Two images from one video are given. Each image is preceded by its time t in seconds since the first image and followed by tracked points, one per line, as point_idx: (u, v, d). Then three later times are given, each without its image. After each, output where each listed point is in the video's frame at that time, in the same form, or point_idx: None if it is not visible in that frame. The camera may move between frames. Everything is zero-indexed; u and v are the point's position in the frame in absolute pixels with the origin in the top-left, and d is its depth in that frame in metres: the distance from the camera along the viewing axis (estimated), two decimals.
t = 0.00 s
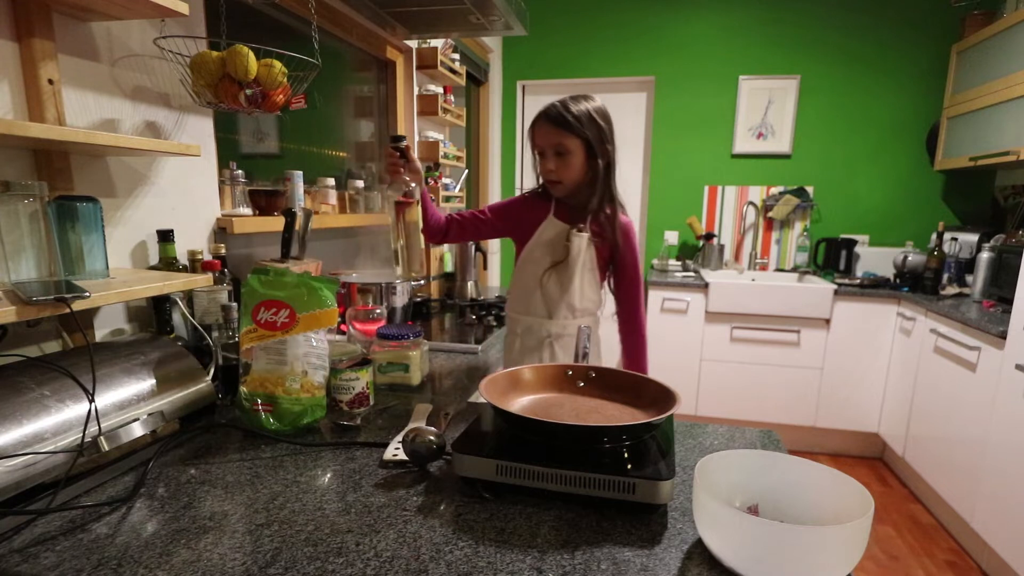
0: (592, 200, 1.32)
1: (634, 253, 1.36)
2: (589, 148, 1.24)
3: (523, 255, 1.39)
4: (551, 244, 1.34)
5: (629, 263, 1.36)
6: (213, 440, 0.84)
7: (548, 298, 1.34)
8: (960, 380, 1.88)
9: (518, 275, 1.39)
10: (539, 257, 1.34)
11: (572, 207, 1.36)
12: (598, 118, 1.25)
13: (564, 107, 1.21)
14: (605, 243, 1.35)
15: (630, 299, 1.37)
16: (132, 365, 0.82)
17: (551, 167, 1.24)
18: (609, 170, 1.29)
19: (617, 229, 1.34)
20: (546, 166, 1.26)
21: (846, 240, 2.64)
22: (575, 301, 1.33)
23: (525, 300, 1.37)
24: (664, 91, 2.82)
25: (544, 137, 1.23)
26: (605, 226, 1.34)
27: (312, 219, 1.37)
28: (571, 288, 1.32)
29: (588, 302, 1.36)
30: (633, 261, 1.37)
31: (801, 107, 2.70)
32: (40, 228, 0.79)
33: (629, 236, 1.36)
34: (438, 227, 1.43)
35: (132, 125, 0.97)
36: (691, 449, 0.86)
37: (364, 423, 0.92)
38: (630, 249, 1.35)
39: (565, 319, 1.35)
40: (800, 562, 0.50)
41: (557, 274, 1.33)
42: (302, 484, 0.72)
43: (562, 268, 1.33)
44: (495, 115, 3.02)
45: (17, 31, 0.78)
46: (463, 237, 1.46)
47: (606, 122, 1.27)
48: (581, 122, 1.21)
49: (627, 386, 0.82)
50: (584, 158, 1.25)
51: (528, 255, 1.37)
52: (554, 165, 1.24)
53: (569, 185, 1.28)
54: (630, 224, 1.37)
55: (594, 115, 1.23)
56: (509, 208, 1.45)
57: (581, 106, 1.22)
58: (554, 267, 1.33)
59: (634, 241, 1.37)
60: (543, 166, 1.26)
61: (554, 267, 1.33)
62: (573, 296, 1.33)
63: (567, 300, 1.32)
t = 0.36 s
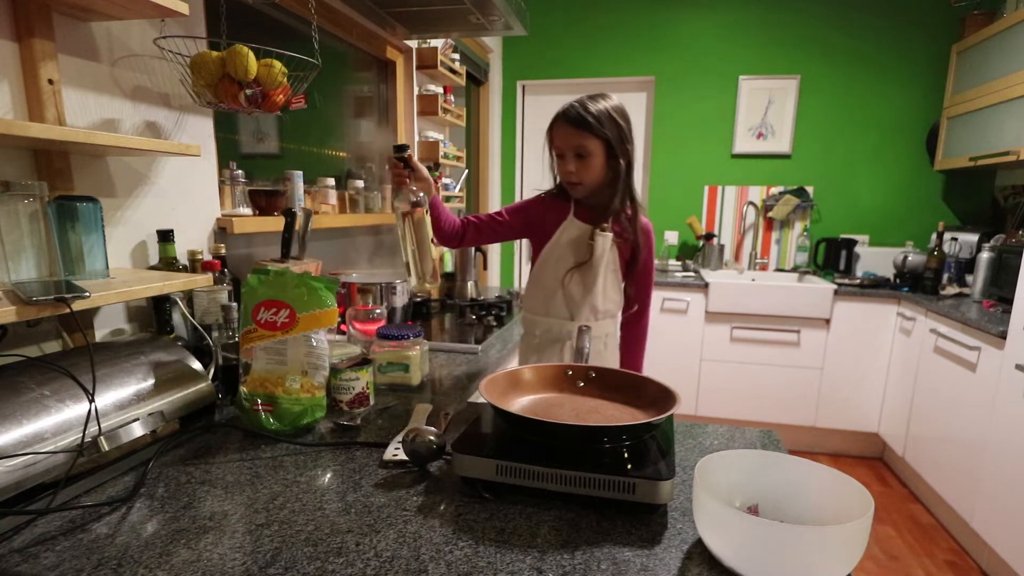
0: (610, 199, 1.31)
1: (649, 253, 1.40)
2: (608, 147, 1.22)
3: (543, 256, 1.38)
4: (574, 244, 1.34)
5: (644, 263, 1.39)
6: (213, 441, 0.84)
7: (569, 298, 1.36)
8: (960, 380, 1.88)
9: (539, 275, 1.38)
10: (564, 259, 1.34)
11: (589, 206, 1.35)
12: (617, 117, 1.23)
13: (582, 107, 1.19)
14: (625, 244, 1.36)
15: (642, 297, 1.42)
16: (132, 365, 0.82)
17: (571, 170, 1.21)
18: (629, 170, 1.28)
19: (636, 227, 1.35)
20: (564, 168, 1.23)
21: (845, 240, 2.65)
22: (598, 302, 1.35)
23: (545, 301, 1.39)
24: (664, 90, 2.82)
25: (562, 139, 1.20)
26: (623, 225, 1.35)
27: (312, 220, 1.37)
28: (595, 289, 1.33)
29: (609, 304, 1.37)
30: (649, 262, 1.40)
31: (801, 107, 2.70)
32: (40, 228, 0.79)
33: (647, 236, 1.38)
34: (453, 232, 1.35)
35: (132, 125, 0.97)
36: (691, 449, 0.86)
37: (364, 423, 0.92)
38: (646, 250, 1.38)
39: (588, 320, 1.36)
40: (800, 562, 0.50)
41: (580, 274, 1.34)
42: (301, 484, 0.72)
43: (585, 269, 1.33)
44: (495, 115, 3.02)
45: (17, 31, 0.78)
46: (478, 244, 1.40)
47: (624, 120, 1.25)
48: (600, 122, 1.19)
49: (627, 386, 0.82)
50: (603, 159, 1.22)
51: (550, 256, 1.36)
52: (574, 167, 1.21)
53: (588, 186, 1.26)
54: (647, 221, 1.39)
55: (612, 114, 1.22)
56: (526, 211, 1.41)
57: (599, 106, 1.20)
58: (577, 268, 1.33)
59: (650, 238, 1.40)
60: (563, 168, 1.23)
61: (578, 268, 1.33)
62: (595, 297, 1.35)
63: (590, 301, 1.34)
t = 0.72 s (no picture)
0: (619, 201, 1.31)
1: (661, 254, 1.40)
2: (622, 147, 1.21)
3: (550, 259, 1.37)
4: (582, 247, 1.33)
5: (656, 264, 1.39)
6: (213, 441, 0.84)
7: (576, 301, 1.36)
8: (960, 380, 1.88)
9: (546, 277, 1.38)
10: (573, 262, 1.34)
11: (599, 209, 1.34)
12: (629, 117, 1.22)
13: (595, 107, 1.18)
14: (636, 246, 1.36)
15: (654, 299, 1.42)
16: (132, 365, 0.82)
17: (583, 170, 1.20)
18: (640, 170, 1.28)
19: (646, 230, 1.36)
20: (575, 169, 1.22)
21: (846, 240, 2.65)
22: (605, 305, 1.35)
23: (552, 303, 1.39)
24: (664, 90, 2.82)
25: (575, 139, 1.20)
26: (632, 228, 1.34)
27: (312, 220, 1.38)
28: (603, 292, 1.33)
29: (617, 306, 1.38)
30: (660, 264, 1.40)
31: (801, 107, 2.70)
32: (40, 228, 0.79)
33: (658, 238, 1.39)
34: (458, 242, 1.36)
35: (132, 125, 0.97)
36: (691, 449, 0.86)
37: (364, 423, 0.92)
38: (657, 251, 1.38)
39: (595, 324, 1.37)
40: (800, 562, 0.50)
41: (588, 277, 1.34)
42: (302, 484, 0.72)
43: (595, 272, 1.33)
44: (496, 115, 3.02)
45: (17, 31, 0.78)
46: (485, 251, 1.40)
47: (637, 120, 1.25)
48: (613, 122, 1.18)
49: (627, 386, 0.82)
50: (616, 159, 1.22)
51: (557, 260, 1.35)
52: (587, 168, 1.20)
53: (601, 187, 1.25)
54: (657, 224, 1.38)
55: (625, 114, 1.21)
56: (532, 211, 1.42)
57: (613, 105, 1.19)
58: (587, 270, 1.33)
59: (659, 240, 1.39)
60: (575, 169, 1.22)
61: (586, 272, 1.33)
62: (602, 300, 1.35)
63: (598, 306, 1.35)
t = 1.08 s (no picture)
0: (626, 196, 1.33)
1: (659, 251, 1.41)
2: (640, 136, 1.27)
3: (550, 261, 1.35)
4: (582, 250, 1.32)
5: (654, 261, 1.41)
6: (213, 441, 0.84)
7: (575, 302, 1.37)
8: (960, 380, 1.88)
9: (546, 280, 1.37)
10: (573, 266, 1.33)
11: (603, 206, 1.35)
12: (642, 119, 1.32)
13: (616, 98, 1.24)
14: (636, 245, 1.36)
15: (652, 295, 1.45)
16: (133, 365, 0.82)
17: (616, 156, 1.23)
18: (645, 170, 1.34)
19: (645, 226, 1.37)
20: (598, 157, 1.25)
21: (846, 240, 2.65)
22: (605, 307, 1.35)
23: (552, 305, 1.40)
24: (664, 90, 2.82)
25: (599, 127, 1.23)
26: (635, 223, 1.36)
27: (312, 219, 1.38)
28: (603, 294, 1.33)
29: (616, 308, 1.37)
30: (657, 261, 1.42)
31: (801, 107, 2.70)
32: (40, 228, 0.79)
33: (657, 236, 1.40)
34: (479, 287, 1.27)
35: (132, 125, 0.97)
36: (692, 449, 0.86)
37: (364, 423, 0.92)
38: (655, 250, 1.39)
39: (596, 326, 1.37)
40: (801, 561, 0.50)
41: (588, 279, 1.34)
42: (302, 483, 0.72)
43: (596, 271, 1.33)
44: (496, 115, 3.02)
45: (17, 31, 0.78)
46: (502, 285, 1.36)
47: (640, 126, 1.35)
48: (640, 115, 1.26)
49: (627, 386, 0.82)
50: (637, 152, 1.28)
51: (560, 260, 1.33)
52: (619, 156, 1.23)
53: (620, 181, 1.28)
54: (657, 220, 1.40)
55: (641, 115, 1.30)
56: (532, 221, 1.33)
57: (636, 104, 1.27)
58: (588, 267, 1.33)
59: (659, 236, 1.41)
60: (607, 155, 1.23)
61: (586, 273, 1.34)
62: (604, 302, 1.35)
63: (598, 308, 1.34)
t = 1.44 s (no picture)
0: (627, 197, 1.33)
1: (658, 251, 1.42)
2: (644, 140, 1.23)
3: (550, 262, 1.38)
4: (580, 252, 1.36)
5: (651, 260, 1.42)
6: (213, 441, 0.84)
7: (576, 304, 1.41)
8: (960, 380, 1.88)
9: (547, 281, 1.41)
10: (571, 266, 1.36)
11: (601, 205, 1.36)
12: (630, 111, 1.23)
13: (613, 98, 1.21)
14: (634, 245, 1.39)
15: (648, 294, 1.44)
16: (133, 366, 0.82)
17: (615, 156, 1.24)
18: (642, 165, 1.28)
19: (642, 224, 1.39)
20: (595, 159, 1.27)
21: (846, 241, 2.70)
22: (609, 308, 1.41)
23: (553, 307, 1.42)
24: (664, 91, 2.81)
25: (595, 129, 1.22)
26: (635, 224, 1.37)
27: (312, 219, 1.38)
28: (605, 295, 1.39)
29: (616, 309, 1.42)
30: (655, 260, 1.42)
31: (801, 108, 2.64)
32: (40, 228, 0.79)
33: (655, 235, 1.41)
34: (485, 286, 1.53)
35: (132, 125, 0.97)
36: (692, 449, 0.86)
37: (364, 423, 0.92)
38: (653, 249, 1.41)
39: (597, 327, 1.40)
40: (801, 561, 0.50)
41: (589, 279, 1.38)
42: (302, 483, 0.72)
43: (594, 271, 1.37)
44: (495, 116, 3.02)
45: (17, 31, 0.78)
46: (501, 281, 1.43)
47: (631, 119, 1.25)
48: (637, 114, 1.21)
49: (627, 387, 0.82)
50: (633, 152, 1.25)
51: (558, 257, 1.37)
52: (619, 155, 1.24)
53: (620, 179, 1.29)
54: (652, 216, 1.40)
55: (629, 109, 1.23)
56: (530, 224, 1.37)
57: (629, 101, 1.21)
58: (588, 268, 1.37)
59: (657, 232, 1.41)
60: (607, 154, 1.25)
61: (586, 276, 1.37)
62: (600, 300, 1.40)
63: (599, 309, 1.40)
